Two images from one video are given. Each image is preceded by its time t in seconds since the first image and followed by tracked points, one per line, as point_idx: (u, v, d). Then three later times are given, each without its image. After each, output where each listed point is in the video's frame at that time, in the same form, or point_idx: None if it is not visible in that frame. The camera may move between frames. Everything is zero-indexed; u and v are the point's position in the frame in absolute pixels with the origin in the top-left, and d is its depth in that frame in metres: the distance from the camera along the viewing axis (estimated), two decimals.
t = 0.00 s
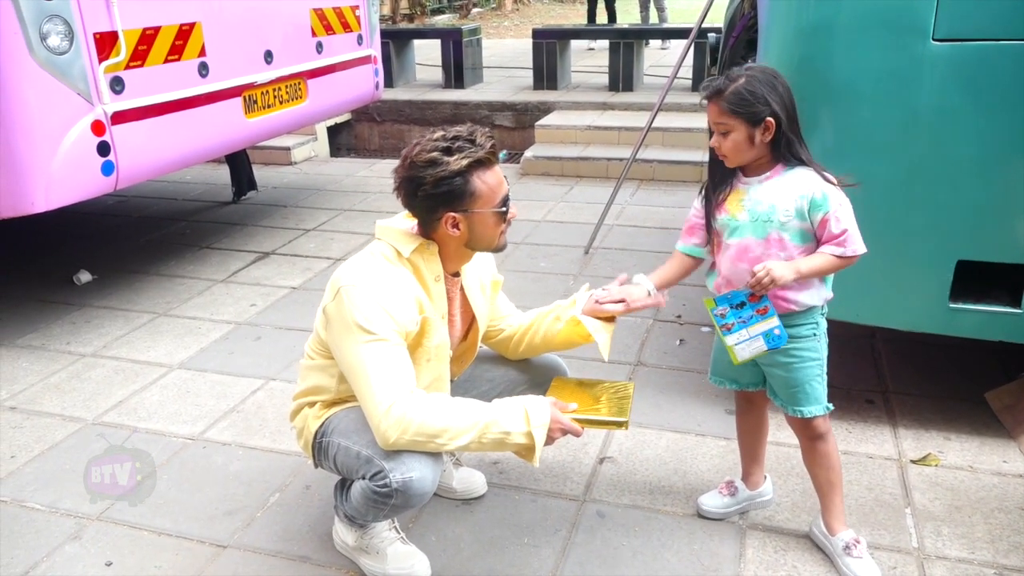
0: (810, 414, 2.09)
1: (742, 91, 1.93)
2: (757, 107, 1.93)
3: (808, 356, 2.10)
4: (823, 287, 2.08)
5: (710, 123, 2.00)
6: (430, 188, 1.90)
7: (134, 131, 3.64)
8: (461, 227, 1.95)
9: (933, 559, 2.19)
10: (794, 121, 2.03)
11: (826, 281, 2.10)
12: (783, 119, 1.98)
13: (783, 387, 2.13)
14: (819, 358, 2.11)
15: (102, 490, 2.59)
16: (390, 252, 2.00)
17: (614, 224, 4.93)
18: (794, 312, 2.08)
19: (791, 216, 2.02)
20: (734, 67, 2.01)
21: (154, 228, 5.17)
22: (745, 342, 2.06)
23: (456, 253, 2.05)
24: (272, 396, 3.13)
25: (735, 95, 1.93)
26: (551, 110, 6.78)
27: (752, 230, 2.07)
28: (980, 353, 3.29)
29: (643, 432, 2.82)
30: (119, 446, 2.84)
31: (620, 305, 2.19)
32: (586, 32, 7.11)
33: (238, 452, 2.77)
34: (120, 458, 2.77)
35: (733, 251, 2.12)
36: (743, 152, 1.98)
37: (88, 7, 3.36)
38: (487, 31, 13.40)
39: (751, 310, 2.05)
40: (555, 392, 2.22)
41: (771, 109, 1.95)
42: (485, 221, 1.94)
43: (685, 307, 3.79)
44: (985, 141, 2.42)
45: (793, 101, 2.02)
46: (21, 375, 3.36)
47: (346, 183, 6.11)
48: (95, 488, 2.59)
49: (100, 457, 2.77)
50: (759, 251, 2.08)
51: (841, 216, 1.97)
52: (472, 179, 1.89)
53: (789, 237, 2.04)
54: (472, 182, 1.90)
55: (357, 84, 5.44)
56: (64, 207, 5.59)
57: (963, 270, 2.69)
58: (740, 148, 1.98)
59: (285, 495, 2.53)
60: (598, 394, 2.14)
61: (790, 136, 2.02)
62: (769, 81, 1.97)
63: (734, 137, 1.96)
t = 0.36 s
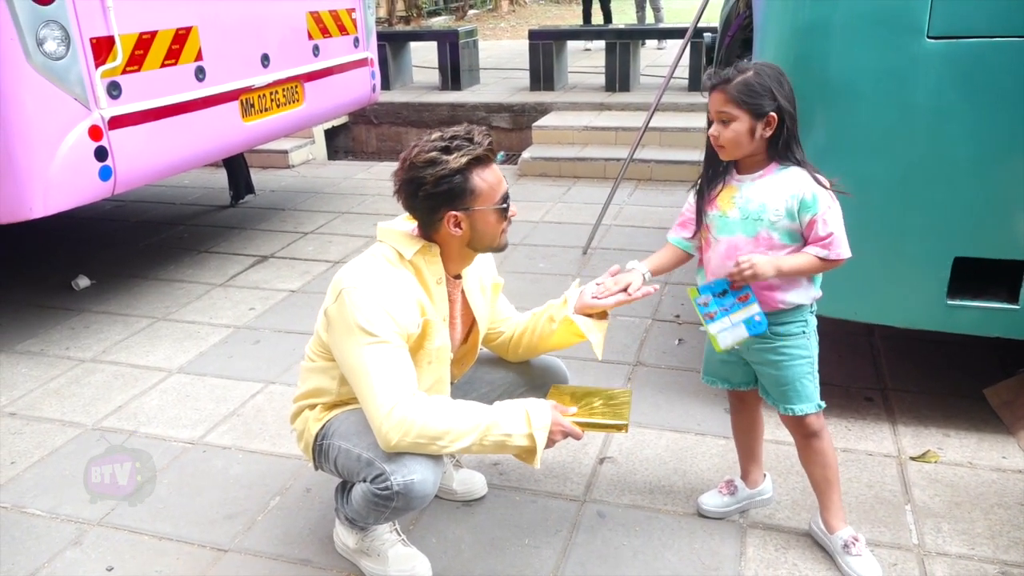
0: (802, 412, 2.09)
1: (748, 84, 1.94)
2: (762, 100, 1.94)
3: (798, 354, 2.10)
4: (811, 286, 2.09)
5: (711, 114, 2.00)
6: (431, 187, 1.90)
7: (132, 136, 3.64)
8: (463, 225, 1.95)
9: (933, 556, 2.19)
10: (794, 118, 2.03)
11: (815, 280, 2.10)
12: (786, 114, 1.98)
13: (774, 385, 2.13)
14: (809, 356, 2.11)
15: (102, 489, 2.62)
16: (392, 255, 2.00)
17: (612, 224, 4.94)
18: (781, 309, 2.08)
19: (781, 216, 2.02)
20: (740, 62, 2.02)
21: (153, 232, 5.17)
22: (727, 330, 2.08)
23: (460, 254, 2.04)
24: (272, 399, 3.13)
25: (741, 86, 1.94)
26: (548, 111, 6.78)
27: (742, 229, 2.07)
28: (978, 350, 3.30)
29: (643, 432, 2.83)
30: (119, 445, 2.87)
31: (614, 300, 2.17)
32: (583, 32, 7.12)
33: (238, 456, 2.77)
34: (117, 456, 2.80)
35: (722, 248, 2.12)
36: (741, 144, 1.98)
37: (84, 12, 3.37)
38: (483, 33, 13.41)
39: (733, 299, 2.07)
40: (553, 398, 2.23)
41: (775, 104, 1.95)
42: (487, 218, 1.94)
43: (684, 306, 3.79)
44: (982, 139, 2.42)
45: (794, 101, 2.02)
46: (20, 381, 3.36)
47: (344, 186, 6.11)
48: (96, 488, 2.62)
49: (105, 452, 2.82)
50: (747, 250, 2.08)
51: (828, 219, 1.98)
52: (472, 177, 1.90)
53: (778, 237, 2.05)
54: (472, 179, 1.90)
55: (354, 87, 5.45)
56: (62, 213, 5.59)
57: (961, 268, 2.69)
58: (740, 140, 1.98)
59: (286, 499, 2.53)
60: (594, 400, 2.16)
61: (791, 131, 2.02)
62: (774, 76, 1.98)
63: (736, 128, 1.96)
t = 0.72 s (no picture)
0: (798, 414, 2.10)
1: (765, 86, 1.94)
2: (776, 103, 1.95)
3: (795, 356, 2.10)
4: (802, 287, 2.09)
5: (724, 116, 2.00)
6: (443, 192, 1.90)
7: (130, 139, 3.65)
8: (468, 232, 1.96)
9: (932, 556, 2.20)
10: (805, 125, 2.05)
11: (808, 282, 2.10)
12: (796, 118, 2.00)
13: (771, 387, 2.13)
14: (806, 358, 2.11)
15: (103, 489, 2.63)
16: (393, 256, 2.00)
17: (610, 226, 4.94)
18: (778, 310, 2.09)
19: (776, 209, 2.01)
20: (754, 64, 2.02)
21: (151, 235, 5.17)
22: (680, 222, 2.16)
23: (460, 258, 2.05)
24: (271, 402, 3.13)
25: (756, 87, 1.94)
26: (546, 113, 6.79)
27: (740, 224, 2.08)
28: (976, 350, 3.31)
29: (642, 433, 2.83)
30: (119, 445, 2.89)
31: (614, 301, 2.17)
32: (580, 34, 7.13)
33: (237, 459, 2.77)
34: (117, 457, 2.82)
35: (722, 244, 2.13)
36: (754, 147, 1.99)
37: (82, 15, 3.37)
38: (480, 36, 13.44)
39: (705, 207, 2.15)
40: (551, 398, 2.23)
41: (788, 106, 1.97)
42: (492, 230, 1.95)
43: (682, 307, 3.80)
44: (979, 140, 2.43)
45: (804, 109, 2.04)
46: (19, 384, 3.36)
47: (342, 189, 6.11)
48: (96, 488, 2.64)
49: (105, 453, 2.84)
50: (746, 246, 2.08)
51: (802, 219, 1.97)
52: (484, 187, 1.90)
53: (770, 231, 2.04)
54: (484, 189, 1.90)
55: (352, 89, 5.45)
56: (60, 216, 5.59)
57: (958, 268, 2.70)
58: (752, 142, 1.98)
59: (285, 501, 2.53)
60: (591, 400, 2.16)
61: (803, 133, 2.04)
62: (786, 78, 1.99)
63: (750, 130, 1.96)
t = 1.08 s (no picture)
0: (797, 415, 2.10)
1: (764, 85, 1.95)
2: (776, 102, 1.95)
3: (794, 356, 2.11)
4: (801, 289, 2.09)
5: (726, 119, 2.00)
6: (431, 190, 1.90)
7: (126, 140, 3.64)
8: (461, 229, 1.96)
9: (929, 554, 2.20)
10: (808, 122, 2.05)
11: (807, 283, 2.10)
12: (799, 117, 2.00)
13: (770, 388, 2.13)
14: (805, 358, 2.12)
15: (101, 490, 2.63)
16: (389, 256, 2.00)
17: (606, 226, 4.94)
18: (778, 311, 2.09)
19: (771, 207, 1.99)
20: (752, 65, 2.03)
21: (147, 236, 5.16)
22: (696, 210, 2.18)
23: (456, 256, 2.04)
24: (268, 402, 3.13)
25: (756, 87, 1.94)
26: (542, 113, 6.80)
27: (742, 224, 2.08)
28: (972, 348, 3.31)
29: (639, 433, 2.83)
30: (118, 446, 2.89)
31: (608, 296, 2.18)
32: (576, 34, 7.14)
33: (234, 460, 2.77)
34: (117, 457, 2.82)
35: (723, 244, 2.13)
36: (758, 147, 1.99)
37: (77, 16, 3.36)
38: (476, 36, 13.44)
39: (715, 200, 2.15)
40: (549, 398, 2.23)
41: (789, 105, 1.97)
42: (485, 224, 1.95)
43: (679, 307, 3.80)
44: (974, 139, 2.44)
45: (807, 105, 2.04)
46: (15, 386, 3.35)
47: (338, 189, 6.11)
48: (95, 488, 2.64)
49: (104, 454, 2.84)
50: (747, 246, 2.09)
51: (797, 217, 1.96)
52: (473, 182, 1.90)
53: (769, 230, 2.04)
54: (473, 185, 1.90)
55: (348, 90, 5.45)
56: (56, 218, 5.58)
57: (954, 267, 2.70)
58: (756, 142, 1.98)
59: (282, 502, 2.53)
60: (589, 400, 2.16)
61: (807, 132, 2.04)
62: (786, 78, 2.00)
63: (753, 130, 1.97)
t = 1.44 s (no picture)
0: (803, 413, 2.10)
1: (759, 82, 1.95)
2: (772, 99, 1.95)
3: (802, 354, 2.11)
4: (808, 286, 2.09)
5: (723, 116, 2.00)
6: (423, 187, 1.91)
7: (126, 138, 3.64)
8: (455, 225, 1.95)
9: (930, 554, 2.20)
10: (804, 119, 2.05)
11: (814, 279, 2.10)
12: (795, 113, 2.00)
13: (776, 386, 2.14)
14: (812, 356, 2.12)
15: (102, 488, 2.64)
16: (386, 255, 2.00)
17: (608, 225, 4.94)
18: (785, 309, 2.09)
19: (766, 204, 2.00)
20: (746, 64, 2.03)
21: (148, 235, 5.16)
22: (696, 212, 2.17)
23: (452, 253, 2.04)
24: (269, 401, 3.13)
25: (751, 85, 1.95)
26: (544, 112, 6.79)
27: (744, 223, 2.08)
28: (974, 348, 3.31)
29: (640, 432, 2.83)
30: (119, 444, 2.89)
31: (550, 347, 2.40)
32: (577, 33, 7.13)
33: (235, 458, 2.77)
34: (118, 455, 2.82)
35: (727, 243, 2.14)
36: (754, 144, 1.99)
37: (79, 14, 3.36)
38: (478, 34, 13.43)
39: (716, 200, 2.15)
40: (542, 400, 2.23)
41: (785, 102, 1.97)
42: (478, 218, 1.95)
43: (680, 306, 3.80)
44: (975, 140, 2.43)
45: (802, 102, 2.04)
46: (16, 384, 3.35)
47: (339, 188, 6.11)
48: (96, 487, 2.64)
49: (105, 452, 2.84)
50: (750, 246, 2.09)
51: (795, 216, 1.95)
52: (464, 177, 1.91)
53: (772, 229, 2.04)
54: (463, 180, 1.91)
55: (349, 89, 5.44)
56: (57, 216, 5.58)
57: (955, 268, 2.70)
58: (752, 140, 1.98)
59: (283, 500, 2.53)
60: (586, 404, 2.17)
61: (801, 131, 2.03)
62: (784, 76, 2.00)
63: (749, 127, 1.96)
